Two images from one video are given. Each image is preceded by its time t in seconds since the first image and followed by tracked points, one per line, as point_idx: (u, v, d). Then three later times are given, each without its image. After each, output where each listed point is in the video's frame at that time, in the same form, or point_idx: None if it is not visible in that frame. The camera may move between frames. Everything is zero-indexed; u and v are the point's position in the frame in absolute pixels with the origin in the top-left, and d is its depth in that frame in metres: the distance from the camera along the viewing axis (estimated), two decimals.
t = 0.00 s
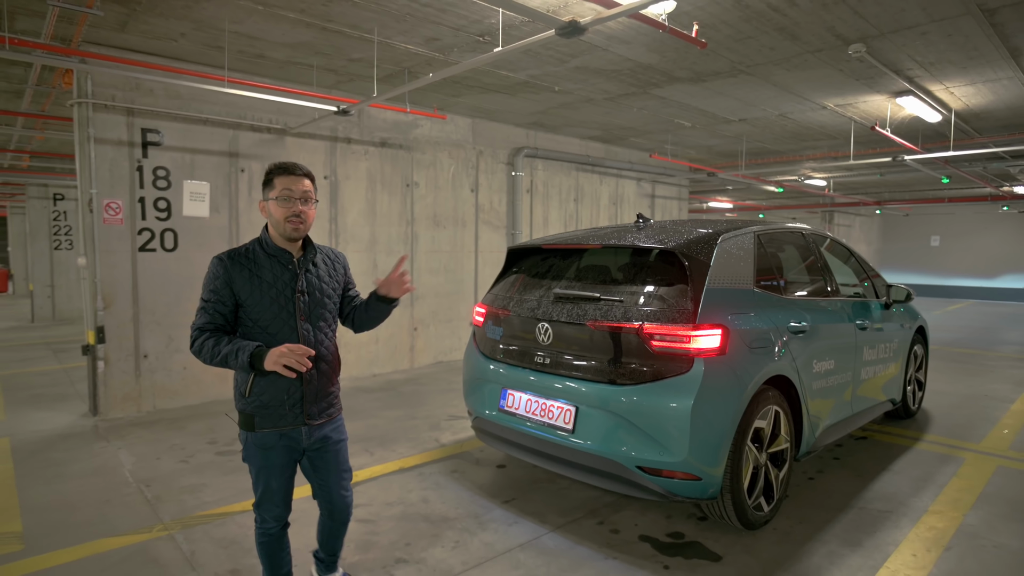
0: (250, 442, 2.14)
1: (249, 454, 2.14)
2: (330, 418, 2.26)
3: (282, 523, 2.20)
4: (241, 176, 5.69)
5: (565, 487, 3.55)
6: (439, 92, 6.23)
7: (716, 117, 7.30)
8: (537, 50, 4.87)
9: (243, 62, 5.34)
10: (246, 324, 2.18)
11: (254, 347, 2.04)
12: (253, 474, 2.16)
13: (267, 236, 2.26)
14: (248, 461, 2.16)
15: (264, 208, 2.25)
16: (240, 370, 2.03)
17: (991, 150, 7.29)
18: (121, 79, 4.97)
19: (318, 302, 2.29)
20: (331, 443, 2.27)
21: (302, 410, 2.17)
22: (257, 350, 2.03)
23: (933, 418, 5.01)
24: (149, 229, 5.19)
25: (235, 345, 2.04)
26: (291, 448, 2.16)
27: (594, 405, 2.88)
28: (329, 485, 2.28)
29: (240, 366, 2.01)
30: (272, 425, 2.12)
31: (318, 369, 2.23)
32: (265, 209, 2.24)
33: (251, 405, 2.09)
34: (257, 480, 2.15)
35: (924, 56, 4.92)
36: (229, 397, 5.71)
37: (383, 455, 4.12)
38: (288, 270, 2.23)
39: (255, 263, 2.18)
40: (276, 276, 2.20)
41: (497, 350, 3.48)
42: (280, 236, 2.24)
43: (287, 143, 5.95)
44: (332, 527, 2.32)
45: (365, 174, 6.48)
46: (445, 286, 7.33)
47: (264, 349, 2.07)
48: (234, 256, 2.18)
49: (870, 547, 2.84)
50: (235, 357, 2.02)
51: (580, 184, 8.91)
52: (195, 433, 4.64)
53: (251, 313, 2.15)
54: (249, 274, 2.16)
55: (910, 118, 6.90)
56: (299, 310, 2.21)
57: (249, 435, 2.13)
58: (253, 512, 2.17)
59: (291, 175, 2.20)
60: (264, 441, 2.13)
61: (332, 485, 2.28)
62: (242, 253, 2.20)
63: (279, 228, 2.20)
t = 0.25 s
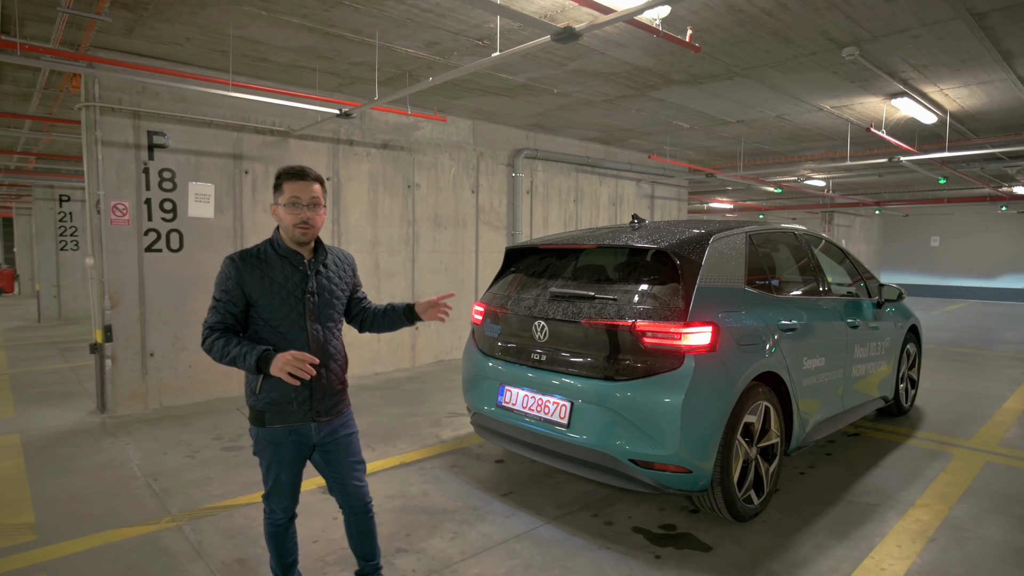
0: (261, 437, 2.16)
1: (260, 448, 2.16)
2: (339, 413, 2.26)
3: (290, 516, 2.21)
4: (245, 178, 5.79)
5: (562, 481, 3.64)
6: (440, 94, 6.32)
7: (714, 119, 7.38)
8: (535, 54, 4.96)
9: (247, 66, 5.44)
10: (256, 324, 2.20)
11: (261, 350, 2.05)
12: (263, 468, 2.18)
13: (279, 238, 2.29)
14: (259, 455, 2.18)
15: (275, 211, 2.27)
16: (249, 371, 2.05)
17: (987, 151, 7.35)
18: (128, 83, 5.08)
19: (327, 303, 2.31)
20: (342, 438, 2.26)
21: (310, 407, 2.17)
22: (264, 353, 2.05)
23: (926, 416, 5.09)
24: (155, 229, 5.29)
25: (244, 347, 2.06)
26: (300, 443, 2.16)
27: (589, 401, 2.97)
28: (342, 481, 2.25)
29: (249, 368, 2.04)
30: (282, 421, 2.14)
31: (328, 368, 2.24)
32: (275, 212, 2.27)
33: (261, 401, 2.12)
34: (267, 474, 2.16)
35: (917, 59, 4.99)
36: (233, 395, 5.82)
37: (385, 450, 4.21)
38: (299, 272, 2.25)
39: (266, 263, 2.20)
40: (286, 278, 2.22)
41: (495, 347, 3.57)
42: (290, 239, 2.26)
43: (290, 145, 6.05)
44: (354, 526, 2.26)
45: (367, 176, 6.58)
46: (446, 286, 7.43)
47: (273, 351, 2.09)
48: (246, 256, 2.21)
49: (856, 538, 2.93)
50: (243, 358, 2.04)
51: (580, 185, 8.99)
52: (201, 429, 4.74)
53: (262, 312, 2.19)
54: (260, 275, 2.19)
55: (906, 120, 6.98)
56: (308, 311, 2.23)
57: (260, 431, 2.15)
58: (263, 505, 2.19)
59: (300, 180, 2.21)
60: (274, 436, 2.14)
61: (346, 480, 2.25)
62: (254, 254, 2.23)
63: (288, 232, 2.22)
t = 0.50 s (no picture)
0: (281, 434, 2.17)
1: (280, 445, 2.17)
2: (359, 413, 2.27)
3: (303, 512, 2.22)
4: (247, 179, 5.87)
5: (558, 476, 3.73)
6: (439, 97, 6.40)
7: (710, 120, 7.46)
8: (533, 57, 5.04)
9: (249, 69, 5.53)
10: (281, 325, 2.22)
11: (289, 351, 2.08)
12: (280, 464, 2.18)
13: (304, 242, 2.27)
14: (278, 452, 2.19)
15: (304, 216, 2.24)
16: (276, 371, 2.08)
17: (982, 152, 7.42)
18: (132, 86, 5.16)
19: (349, 304, 2.33)
20: (360, 439, 2.27)
21: (332, 406, 2.18)
22: (291, 354, 2.07)
23: (917, 414, 5.17)
24: (158, 230, 5.38)
25: (271, 347, 2.08)
26: (321, 441, 2.17)
27: (584, 398, 3.04)
28: (357, 481, 2.27)
29: (275, 368, 2.06)
30: (304, 420, 2.15)
31: (351, 369, 2.27)
32: (305, 217, 2.24)
33: (284, 400, 2.14)
34: (285, 471, 2.17)
35: (909, 62, 5.06)
36: (236, 393, 5.91)
37: (385, 446, 4.30)
38: (322, 274, 2.27)
39: (292, 265, 2.23)
40: (311, 279, 2.24)
41: (491, 345, 3.66)
42: (320, 243, 2.25)
43: (292, 147, 6.14)
44: (365, 526, 2.27)
45: (367, 177, 6.67)
46: (446, 286, 7.51)
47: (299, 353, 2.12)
48: (272, 258, 2.23)
49: (842, 532, 3.02)
50: (270, 358, 2.06)
51: (579, 186, 9.08)
52: (204, 426, 4.83)
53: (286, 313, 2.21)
54: (286, 276, 2.21)
55: (900, 121, 7.05)
56: (331, 312, 2.25)
57: (283, 429, 2.16)
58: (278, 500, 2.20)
59: (334, 185, 2.24)
60: (297, 434, 2.15)
61: (362, 479, 2.26)
62: (280, 256, 2.25)
63: (322, 236, 2.23)
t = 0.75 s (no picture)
0: (309, 426, 2.18)
1: (307, 436, 2.18)
2: (386, 405, 2.31)
3: (320, 502, 2.24)
4: (248, 179, 5.95)
5: (552, 470, 3.81)
6: (438, 97, 6.47)
7: (707, 120, 7.52)
8: (529, 59, 5.11)
9: (250, 70, 5.60)
10: (314, 319, 2.21)
11: (326, 343, 2.09)
12: (303, 455, 2.20)
13: (341, 240, 2.25)
14: (302, 443, 2.20)
15: (351, 216, 2.21)
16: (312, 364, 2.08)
17: (976, 151, 7.47)
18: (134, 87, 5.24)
19: (378, 300, 2.35)
20: (383, 432, 2.31)
21: (362, 398, 2.21)
22: (328, 347, 2.08)
23: (908, 410, 5.25)
24: (160, 229, 5.46)
25: (308, 340, 2.08)
26: (349, 433, 2.20)
27: (577, 393, 3.11)
28: (374, 471, 2.31)
29: (312, 360, 2.06)
30: (335, 411, 2.17)
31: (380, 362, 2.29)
32: (351, 217, 2.22)
33: (316, 392, 2.15)
34: (307, 461, 2.19)
35: (901, 64, 5.13)
36: (237, 390, 6.00)
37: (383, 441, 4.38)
38: (355, 270, 2.27)
39: (327, 261, 2.22)
40: (344, 275, 2.24)
41: (486, 342, 3.73)
42: (363, 242, 2.27)
43: (292, 147, 6.21)
44: (375, 516, 2.32)
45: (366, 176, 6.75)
46: (445, 284, 7.60)
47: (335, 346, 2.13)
48: (306, 253, 2.22)
49: (827, 524, 3.10)
50: (308, 350, 2.06)
51: (577, 185, 9.14)
52: (206, 422, 4.91)
53: (320, 308, 2.20)
54: (321, 272, 2.20)
55: (895, 121, 7.12)
56: (363, 306, 2.26)
57: (312, 420, 2.17)
58: (295, 490, 2.22)
59: (382, 187, 2.27)
60: (325, 425, 2.17)
61: (380, 470, 2.31)
62: (313, 252, 2.24)
63: (371, 236, 2.25)
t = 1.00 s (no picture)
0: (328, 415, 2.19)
1: (326, 426, 2.19)
2: (399, 396, 2.36)
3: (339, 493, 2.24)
4: (247, 178, 6.02)
5: (543, 463, 3.89)
6: (435, 97, 6.54)
7: (702, 120, 7.59)
8: (524, 59, 5.18)
9: (249, 70, 5.68)
10: (338, 311, 2.21)
11: (355, 334, 2.11)
12: (322, 445, 2.21)
13: (364, 236, 2.27)
14: (320, 433, 2.21)
15: (377, 214, 2.24)
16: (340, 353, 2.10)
17: (969, 151, 7.54)
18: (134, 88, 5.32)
19: (395, 294, 2.39)
20: (395, 421, 2.37)
21: (380, 388, 2.25)
22: (358, 338, 2.10)
23: (897, 406, 5.32)
24: (160, 228, 5.53)
25: (338, 330, 2.09)
26: (367, 422, 2.23)
27: (567, 386, 3.18)
28: (382, 459, 2.36)
29: (341, 350, 2.08)
30: (355, 400, 2.20)
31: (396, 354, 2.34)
32: (377, 215, 2.24)
33: (338, 381, 2.18)
34: (326, 451, 2.19)
35: (890, 64, 5.20)
36: (236, 386, 6.08)
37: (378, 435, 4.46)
38: (377, 265, 2.30)
39: (354, 254, 2.24)
40: (368, 268, 2.26)
41: (479, 337, 3.80)
42: (384, 240, 2.30)
43: (290, 146, 6.29)
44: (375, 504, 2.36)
45: (364, 175, 6.82)
46: (442, 282, 7.67)
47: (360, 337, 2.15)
48: (333, 245, 2.22)
49: (810, 514, 3.18)
50: (338, 340, 2.08)
51: (574, 184, 9.22)
52: (205, 417, 4.99)
53: (345, 300, 2.21)
54: (349, 264, 2.22)
55: (887, 121, 7.19)
56: (385, 299, 2.30)
57: (331, 409, 2.19)
58: (313, 480, 2.21)
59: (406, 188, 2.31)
60: (346, 414, 2.19)
61: (387, 459, 2.37)
62: (339, 245, 2.25)
63: (393, 234, 2.29)
